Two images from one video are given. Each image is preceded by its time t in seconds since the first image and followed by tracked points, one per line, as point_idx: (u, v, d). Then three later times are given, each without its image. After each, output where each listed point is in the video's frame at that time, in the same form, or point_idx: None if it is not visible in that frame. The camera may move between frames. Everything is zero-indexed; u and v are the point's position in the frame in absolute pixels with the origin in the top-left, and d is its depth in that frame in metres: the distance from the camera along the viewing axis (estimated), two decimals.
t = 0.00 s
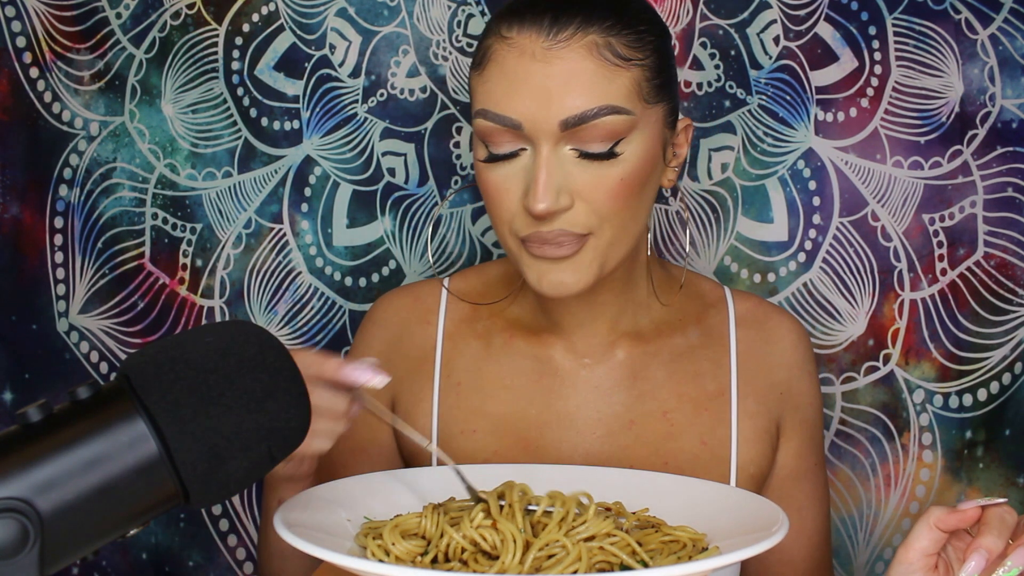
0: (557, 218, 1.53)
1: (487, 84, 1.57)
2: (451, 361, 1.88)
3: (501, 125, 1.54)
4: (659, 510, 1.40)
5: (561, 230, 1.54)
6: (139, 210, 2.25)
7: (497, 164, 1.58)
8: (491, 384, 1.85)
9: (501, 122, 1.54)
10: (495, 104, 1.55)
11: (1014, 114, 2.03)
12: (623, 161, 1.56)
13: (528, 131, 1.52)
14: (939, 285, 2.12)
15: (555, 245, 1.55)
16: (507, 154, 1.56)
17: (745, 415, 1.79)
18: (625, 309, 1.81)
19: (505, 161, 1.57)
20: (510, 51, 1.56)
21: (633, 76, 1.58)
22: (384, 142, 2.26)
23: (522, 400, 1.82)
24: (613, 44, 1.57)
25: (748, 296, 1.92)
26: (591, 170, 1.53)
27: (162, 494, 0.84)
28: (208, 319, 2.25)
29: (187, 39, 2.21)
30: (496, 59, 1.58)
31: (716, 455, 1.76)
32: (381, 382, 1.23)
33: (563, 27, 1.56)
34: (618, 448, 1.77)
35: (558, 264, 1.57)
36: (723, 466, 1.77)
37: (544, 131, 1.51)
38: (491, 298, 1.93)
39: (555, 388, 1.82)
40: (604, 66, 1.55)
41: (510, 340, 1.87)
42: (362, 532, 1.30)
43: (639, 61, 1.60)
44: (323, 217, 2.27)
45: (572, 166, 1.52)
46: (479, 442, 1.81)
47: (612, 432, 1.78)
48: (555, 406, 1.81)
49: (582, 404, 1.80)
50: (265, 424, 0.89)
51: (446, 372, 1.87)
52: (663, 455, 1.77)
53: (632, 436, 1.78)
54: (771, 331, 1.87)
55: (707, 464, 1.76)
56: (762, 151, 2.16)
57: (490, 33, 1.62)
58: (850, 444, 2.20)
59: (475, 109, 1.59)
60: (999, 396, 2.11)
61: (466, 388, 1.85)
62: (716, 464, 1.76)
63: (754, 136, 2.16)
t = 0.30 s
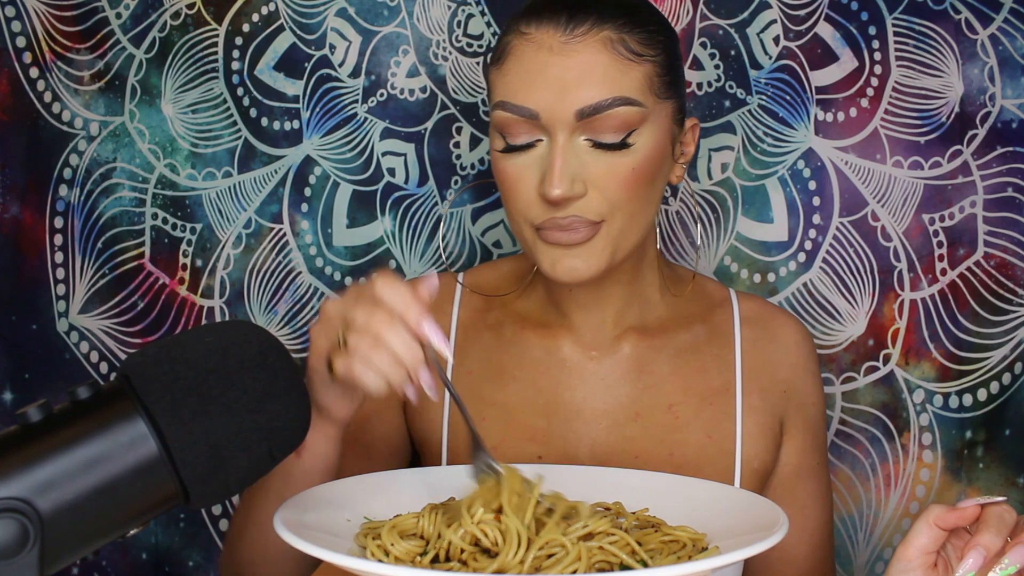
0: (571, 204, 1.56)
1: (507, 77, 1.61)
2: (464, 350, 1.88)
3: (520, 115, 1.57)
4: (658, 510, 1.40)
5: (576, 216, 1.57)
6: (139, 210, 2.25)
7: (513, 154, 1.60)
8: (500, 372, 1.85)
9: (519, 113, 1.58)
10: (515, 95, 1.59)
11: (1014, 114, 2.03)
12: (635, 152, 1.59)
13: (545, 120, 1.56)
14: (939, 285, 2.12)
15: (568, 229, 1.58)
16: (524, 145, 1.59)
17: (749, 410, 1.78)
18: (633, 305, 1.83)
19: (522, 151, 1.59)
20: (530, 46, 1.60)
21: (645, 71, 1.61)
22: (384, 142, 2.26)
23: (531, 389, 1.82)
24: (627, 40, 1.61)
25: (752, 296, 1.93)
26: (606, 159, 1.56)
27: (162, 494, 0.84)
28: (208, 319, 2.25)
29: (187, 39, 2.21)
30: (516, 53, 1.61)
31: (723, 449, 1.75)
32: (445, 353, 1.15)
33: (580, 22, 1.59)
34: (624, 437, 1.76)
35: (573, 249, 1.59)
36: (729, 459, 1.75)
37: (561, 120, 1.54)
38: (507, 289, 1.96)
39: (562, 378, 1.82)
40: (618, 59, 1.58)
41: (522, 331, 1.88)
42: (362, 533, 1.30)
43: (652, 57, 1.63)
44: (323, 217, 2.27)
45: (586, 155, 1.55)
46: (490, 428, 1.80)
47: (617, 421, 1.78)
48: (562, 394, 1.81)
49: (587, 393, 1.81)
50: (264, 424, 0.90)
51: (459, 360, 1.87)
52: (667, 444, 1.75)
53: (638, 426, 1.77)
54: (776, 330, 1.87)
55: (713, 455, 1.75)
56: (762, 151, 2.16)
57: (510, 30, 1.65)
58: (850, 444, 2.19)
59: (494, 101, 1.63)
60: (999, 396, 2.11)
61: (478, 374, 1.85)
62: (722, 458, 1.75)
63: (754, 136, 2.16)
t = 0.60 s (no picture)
0: (579, 200, 1.56)
1: (518, 74, 1.61)
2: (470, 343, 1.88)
3: (531, 111, 1.57)
4: (658, 510, 1.40)
5: (583, 212, 1.57)
6: (139, 210, 2.25)
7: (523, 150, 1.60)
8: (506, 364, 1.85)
9: (531, 108, 1.57)
10: (526, 91, 1.59)
11: (1014, 114, 2.03)
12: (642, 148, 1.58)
13: (554, 117, 1.56)
14: (939, 285, 2.12)
15: (576, 225, 1.58)
16: (534, 141, 1.58)
17: (752, 410, 1.78)
18: (637, 304, 1.83)
19: (532, 146, 1.59)
20: (541, 44, 1.60)
21: (654, 70, 1.62)
22: (384, 142, 2.26)
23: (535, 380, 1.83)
24: (637, 40, 1.61)
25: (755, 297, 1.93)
26: (612, 155, 1.56)
27: (162, 494, 0.84)
28: (208, 319, 2.25)
29: (187, 39, 2.21)
30: (528, 50, 1.62)
31: (726, 447, 1.74)
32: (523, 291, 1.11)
33: (591, 21, 1.60)
34: (626, 435, 1.76)
35: (578, 245, 1.58)
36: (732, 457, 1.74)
37: (571, 117, 1.55)
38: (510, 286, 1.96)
39: (566, 376, 1.83)
40: (628, 58, 1.59)
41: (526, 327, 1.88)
42: (362, 533, 1.30)
43: (661, 57, 1.63)
44: (323, 217, 2.27)
45: (595, 151, 1.55)
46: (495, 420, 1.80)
47: (619, 419, 1.78)
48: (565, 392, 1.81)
49: (592, 390, 1.81)
50: (265, 424, 0.89)
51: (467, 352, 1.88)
52: (670, 442, 1.74)
53: (639, 423, 1.77)
54: (778, 331, 1.87)
55: (715, 454, 1.74)
56: (762, 151, 2.16)
57: (522, 29, 1.66)
58: (850, 444, 2.19)
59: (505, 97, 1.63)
60: (999, 396, 2.11)
61: (485, 365, 1.86)
62: (725, 457, 1.74)
63: (754, 136, 2.16)
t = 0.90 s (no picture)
0: (583, 200, 1.56)
1: (522, 73, 1.61)
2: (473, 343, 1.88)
3: (535, 110, 1.57)
4: (657, 511, 1.40)
5: (586, 213, 1.56)
6: (139, 210, 2.25)
7: (524, 150, 1.60)
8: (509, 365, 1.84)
9: (534, 108, 1.57)
10: (529, 91, 1.59)
11: (1014, 114, 2.03)
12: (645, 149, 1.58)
13: (559, 116, 1.56)
14: (939, 285, 2.12)
15: (580, 228, 1.57)
16: (537, 140, 1.59)
17: (755, 411, 1.77)
18: (639, 304, 1.83)
19: (535, 146, 1.59)
20: (545, 43, 1.60)
21: (658, 70, 1.62)
22: (384, 142, 2.26)
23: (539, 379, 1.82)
24: (641, 39, 1.61)
25: (759, 298, 1.93)
26: (616, 156, 1.56)
27: (162, 494, 0.84)
28: (208, 319, 2.25)
29: (187, 39, 2.21)
30: (532, 49, 1.62)
31: (728, 450, 1.74)
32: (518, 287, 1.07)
33: (596, 20, 1.60)
34: (627, 435, 1.76)
35: (582, 248, 1.58)
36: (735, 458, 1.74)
37: (575, 117, 1.55)
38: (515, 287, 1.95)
39: (569, 375, 1.82)
40: (631, 58, 1.59)
41: (530, 326, 1.88)
42: (362, 532, 1.30)
43: (665, 57, 1.63)
44: (323, 217, 2.27)
45: (599, 151, 1.55)
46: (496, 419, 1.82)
47: (621, 419, 1.77)
48: (567, 392, 1.80)
49: (594, 392, 1.80)
50: (265, 424, 0.89)
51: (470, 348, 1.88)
52: (672, 443, 1.74)
53: (641, 424, 1.76)
54: (782, 332, 1.87)
55: (717, 456, 1.74)
56: (762, 151, 2.16)
57: (526, 28, 1.66)
58: (850, 444, 2.20)
59: (506, 98, 1.63)
60: (999, 396, 2.11)
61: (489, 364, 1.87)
62: (727, 459, 1.74)
63: (754, 136, 2.16)
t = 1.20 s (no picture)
0: (580, 203, 1.56)
1: (517, 75, 1.61)
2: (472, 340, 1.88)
3: (530, 112, 1.57)
4: (657, 511, 1.40)
5: (583, 215, 1.57)
6: (139, 210, 2.25)
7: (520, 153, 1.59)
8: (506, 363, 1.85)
9: (530, 109, 1.57)
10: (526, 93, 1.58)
11: (1014, 114, 2.03)
12: (643, 151, 1.59)
13: (554, 118, 1.55)
14: (939, 285, 2.12)
15: (577, 229, 1.58)
16: (534, 141, 1.58)
17: (755, 412, 1.77)
18: (639, 304, 1.83)
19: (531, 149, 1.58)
20: (540, 44, 1.60)
21: (655, 70, 1.62)
22: (384, 142, 2.26)
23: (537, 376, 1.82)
24: (637, 39, 1.61)
25: (759, 298, 1.93)
26: (613, 157, 1.56)
27: (162, 494, 0.84)
28: (208, 319, 2.25)
29: (187, 39, 2.21)
30: (526, 51, 1.62)
31: (727, 450, 1.74)
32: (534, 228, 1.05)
33: (590, 21, 1.60)
34: (625, 434, 1.76)
35: (580, 248, 1.59)
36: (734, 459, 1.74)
37: (570, 118, 1.54)
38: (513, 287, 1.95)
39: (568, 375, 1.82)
40: (628, 58, 1.59)
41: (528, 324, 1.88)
42: (361, 533, 1.30)
43: (661, 56, 1.63)
44: (323, 217, 2.27)
45: (595, 153, 1.55)
46: (491, 415, 1.81)
47: (619, 418, 1.77)
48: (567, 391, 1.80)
49: (593, 390, 1.80)
50: (264, 424, 0.89)
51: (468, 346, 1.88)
52: (670, 443, 1.74)
53: (640, 424, 1.76)
54: (781, 333, 1.87)
55: (717, 456, 1.73)
56: (762, 151, 2.16)
57: (521, 29, 1.66)
58: (850, 444, 2.20)
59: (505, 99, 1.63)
60: (999, 396, 2.11)
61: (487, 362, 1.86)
62: (726, 459, 1.73)
63: (754, 136, 2.16)
